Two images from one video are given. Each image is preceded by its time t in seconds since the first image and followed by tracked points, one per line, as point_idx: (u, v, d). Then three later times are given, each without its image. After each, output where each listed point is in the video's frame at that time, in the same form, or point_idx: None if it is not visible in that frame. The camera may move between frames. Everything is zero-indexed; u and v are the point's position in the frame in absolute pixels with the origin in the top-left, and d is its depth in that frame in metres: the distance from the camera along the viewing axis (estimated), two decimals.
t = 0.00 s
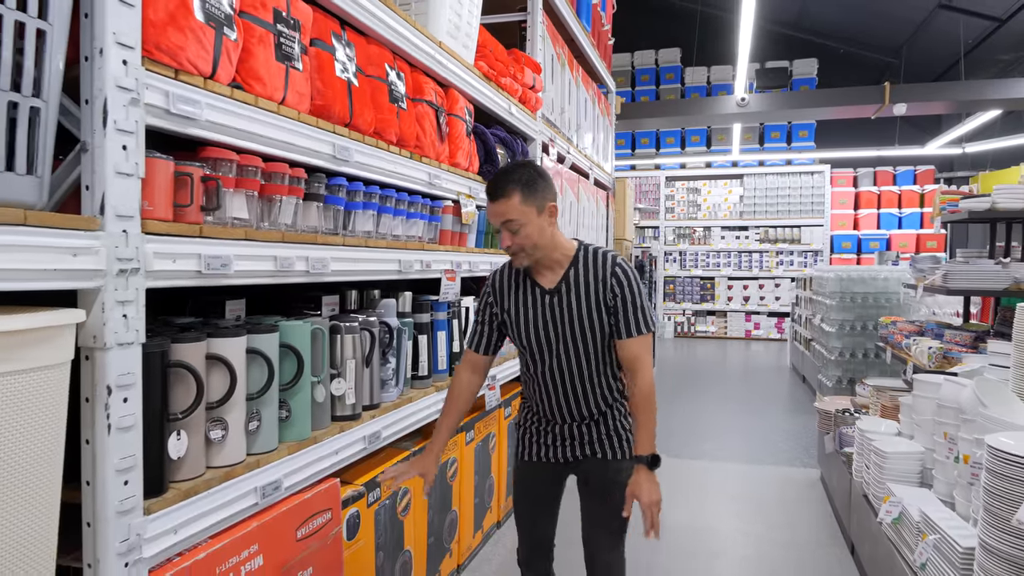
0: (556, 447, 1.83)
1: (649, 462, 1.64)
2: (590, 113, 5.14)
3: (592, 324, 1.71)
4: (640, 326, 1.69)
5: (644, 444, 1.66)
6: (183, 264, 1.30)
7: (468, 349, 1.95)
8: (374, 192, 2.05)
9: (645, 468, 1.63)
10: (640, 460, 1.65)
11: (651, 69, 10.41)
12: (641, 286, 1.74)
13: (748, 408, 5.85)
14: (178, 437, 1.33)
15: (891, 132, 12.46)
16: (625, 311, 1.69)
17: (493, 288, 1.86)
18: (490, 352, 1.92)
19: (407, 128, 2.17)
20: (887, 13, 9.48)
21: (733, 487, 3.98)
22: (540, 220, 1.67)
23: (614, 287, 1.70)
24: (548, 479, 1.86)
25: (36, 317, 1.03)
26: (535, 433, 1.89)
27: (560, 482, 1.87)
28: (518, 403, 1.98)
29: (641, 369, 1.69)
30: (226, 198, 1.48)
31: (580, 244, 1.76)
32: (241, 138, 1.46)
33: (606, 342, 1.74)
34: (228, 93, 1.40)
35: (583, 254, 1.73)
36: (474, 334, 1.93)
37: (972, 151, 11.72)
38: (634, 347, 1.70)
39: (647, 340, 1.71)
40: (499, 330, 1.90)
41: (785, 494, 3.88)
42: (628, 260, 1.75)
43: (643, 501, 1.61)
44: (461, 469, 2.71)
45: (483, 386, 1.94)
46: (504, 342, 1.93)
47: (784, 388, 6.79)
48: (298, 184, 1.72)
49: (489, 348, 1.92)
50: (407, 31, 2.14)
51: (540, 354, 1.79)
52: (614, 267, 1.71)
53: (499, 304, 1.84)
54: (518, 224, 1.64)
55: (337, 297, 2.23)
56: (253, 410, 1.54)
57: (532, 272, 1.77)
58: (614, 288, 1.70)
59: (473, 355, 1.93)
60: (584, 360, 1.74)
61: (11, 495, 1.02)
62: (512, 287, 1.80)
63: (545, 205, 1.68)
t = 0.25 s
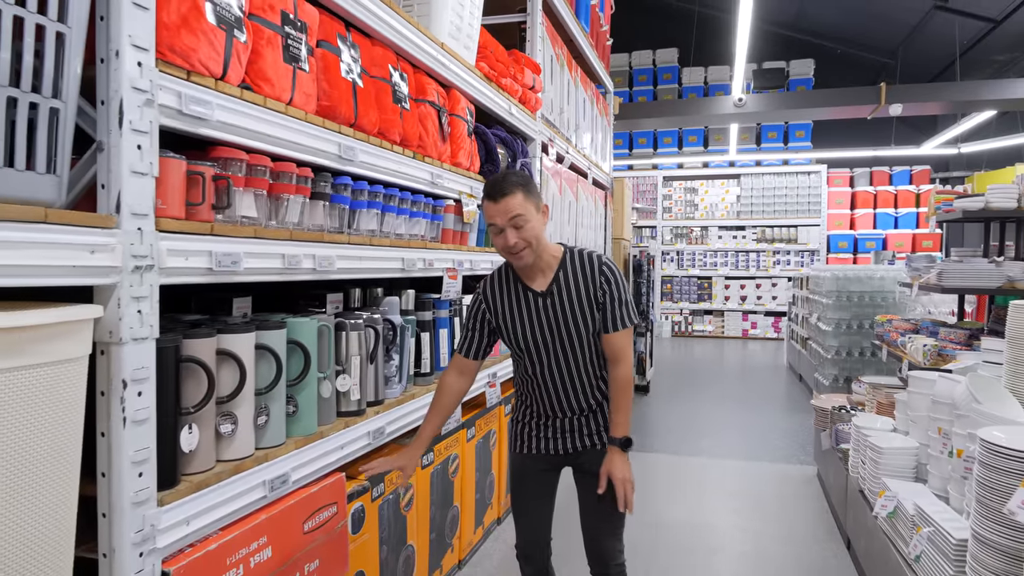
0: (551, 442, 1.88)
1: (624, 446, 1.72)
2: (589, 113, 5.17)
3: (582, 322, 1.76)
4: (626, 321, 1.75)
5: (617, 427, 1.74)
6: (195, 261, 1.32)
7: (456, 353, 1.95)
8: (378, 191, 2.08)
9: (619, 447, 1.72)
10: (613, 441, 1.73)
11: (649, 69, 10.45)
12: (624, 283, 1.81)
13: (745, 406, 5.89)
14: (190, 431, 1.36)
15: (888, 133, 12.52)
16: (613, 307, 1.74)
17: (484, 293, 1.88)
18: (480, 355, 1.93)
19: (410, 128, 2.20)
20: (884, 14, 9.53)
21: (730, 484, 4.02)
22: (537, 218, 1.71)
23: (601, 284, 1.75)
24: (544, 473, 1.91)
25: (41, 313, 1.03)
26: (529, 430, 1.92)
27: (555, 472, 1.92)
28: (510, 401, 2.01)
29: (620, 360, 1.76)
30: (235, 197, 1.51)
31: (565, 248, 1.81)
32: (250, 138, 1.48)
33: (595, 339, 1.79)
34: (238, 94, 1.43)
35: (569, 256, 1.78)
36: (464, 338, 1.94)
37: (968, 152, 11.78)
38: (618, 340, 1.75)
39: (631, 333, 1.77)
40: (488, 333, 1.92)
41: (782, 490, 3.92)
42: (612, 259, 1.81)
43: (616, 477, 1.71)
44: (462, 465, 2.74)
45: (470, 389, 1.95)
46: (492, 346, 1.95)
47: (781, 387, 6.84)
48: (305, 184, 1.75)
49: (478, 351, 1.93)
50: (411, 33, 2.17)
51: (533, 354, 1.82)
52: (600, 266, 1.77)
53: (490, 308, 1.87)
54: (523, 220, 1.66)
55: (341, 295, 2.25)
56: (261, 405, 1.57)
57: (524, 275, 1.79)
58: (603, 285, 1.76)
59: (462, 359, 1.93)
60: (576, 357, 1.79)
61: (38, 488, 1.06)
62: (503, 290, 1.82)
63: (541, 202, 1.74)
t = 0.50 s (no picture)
0: (548, 435, 1.91)
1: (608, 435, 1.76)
2: (587, 112, 5.21)
3: (577, 318, 1.79)
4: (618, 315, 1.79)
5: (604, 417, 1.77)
6: (205, 257, 1.35)
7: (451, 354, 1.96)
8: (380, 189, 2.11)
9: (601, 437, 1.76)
10: (598, 432, 1.76)
11: (645, 69, 10.48)
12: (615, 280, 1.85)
13: (742, 404, 5.94)
14: (200, 423, 1.39)
15: (883, 132, 12.59)
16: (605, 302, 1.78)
17: (480, 292, 1.91)
18: (475, 354, 1.94)
19: (412, 126, 2.23)
20: (879, 14, 9.58)
21: (727, 480, 4.05)
22: (532, 218, 1.74)
23: (594, 280, 1.79)
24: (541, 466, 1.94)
25: (57, 305, 1.05)
26: (525, 425, 1.95)
27: (551, 465, 1.95)
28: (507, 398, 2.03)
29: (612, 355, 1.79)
30: (243, 194, 1.54)
31: (558, 247, 1.84)
32: (257, 136, 1.51)
33: (589, 335, 1.82)
34: (247, 92, 1.45)
35: (562, 254, 1.82)
36: (459, 337, 1.95)
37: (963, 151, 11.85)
38: (609, 336, 1.78)
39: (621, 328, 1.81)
40: (485, 333, 1.94)
41: (779, 486, 3.95)
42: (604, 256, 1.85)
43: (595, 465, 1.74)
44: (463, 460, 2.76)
45: (465, 388, 1.96)
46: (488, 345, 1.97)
47: (777, 385, 6.88)
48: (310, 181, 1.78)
49: (474, 350, 1.94)
50: (413, 33, 2.20)
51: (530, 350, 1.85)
52: (593, 263, 1.81)
53: (487, 306, 1.89)
54: (520, 220, 1.69)
55: (344, 291, 2.28)
56: (268, 398, 1.60)
57: (519, 274, 1.82)
58: (596, 282, 1.79)
59: (457, 358, 1.95)
60: (571, 352, 1.82)
61: (54, 486, 1.08)
62: (499, 289, 1.86)
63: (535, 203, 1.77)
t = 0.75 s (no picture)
0: (544, 431, 1.93)
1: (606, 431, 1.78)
2: (584, 111, 5.23)
3: (572, 315, 1.82)
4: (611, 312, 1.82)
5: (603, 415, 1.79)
6: (210, 253, 1.37)
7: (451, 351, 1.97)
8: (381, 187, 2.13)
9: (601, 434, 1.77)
10: (598, 428, 1.78)
11: (643, 68, 10.51)
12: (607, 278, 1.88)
13: (739, 402, 5.97)
14: (205, 418, 1.41)
15: (879, 132, 12.64)
16: (599, 299, 1.81)
17: (476, 291, 1.92)
18: (472, 352, 1.95)
19: (413, 125, 2.25)
20: (875, 14, 9.62)
21: (725, 477, 4.07)
22: (529, 218, 1.76)
23: (588, 278, 1.82)
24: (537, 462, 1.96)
25: (67, 300, 1.07)
26: (521, 421, 1.96)
27: (548, 461, 1.97)
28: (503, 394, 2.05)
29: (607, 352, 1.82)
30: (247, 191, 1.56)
31: (552, 246, 1.87)
32: (261, 134, 1.53)
33: (584, 332, 1.84)
34: (251, 90, 1.47)
35: (557, 253, 1.85)
36: (456, 336, 1.97)
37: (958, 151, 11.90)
38: (603, 333, 1.81)
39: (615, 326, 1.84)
40: (480, 331, 1.96)
41: (776, 483, 3.98)
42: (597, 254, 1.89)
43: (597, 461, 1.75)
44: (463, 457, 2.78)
45: (463, 385, 1.97)
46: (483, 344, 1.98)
47: (774, 383, 6.92)
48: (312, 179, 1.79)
49: (470, 348, 1.95)
50: (413, 33, 2.22)
51: (526, 348, 1.87)
52: (587, 261, 1.84)
53: (483, 304, 1.91)
54: (517, 221, 1.71)
55: (344, 289, 2.30)
56: (272, 394, 1.61)
57: (515, 272, 1.85)
58: (590, 279, 1.82)
59: (456, 356, 1.96)
60: (567, 349, 1.84)
61: (64, 478, 1.09)
62: (495, 288, 1.88)
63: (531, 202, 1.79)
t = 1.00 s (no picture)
0: (541, 427, 1.94)
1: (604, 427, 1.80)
2: (581, 111, 5.25)
3: (568, 312, 1.83)
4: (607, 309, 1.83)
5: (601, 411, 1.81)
6: (211, 250, 1.38)
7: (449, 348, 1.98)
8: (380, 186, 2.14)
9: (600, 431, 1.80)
10: (596, 425, 1.81)
11: (639, 68, 10.53)
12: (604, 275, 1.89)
13: (735, 400, 5.99)
14: (207, 414, 1.42)
15: (874, 131, 12.68)
16: (594, 295, 1.82)
17: (472, 288, 1.94)
18: (469, 348, 1.97)
19: (411, 124, 2.26)
20: (871, 14, 9.65)
21: (721, 475, 4.10)
22: (524, 215, 1.78)
23: (583, 275, 1.84)
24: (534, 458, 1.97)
25: (71, 296, 1.08)
26: (518, 417, 1.98)
27: (545, 457, 1.98)
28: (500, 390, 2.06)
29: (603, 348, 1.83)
30: (248, 190, 1.57)
31: (548, 243, 1.89)
32: (262, 133, 1.54)
33: (579, 329, 1.86)
34: (252, 90, 1.48)
35: (553, 250, 1.86)
36: (454, 333, 1.99)
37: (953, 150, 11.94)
38: (599, 329, 1.83)
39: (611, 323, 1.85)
40: (478, 328, 1.98)
41: (771, 480, 4.00)
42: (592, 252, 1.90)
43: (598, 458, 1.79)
44: (461, 453, 2.80)
45: (461, 382, 1.98)
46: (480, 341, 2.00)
47: (770, 381, 6.95)
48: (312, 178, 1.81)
49: (468, 345, 1.97)
50: (412, 32, 2.23)
51: (521, 344, 1.88)
52: (582, 259, 1.86)
53: (480, 301, 1.93)
54: (512, 217, 1.73)
55: (344, 287, 2.32)
56: (273, 390, 1.63)
57: (511, 269, 1.87)
58: (585, 277, 1.84)
59: (453, 353, 1.97)
60: (563, 346, 1.86)
61: (69, 472, 1.11)
62: (491, 285, 1.89)
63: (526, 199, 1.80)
